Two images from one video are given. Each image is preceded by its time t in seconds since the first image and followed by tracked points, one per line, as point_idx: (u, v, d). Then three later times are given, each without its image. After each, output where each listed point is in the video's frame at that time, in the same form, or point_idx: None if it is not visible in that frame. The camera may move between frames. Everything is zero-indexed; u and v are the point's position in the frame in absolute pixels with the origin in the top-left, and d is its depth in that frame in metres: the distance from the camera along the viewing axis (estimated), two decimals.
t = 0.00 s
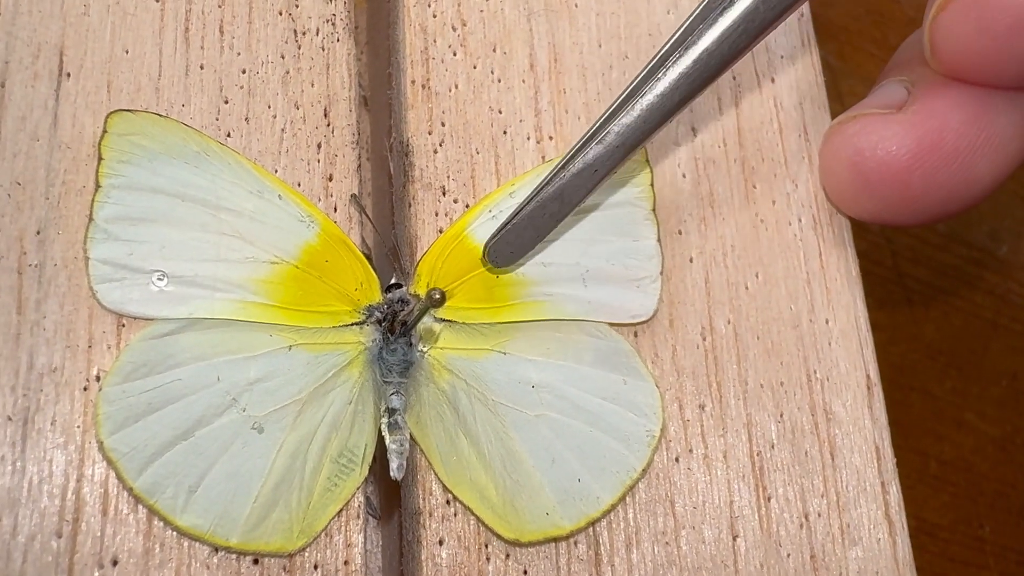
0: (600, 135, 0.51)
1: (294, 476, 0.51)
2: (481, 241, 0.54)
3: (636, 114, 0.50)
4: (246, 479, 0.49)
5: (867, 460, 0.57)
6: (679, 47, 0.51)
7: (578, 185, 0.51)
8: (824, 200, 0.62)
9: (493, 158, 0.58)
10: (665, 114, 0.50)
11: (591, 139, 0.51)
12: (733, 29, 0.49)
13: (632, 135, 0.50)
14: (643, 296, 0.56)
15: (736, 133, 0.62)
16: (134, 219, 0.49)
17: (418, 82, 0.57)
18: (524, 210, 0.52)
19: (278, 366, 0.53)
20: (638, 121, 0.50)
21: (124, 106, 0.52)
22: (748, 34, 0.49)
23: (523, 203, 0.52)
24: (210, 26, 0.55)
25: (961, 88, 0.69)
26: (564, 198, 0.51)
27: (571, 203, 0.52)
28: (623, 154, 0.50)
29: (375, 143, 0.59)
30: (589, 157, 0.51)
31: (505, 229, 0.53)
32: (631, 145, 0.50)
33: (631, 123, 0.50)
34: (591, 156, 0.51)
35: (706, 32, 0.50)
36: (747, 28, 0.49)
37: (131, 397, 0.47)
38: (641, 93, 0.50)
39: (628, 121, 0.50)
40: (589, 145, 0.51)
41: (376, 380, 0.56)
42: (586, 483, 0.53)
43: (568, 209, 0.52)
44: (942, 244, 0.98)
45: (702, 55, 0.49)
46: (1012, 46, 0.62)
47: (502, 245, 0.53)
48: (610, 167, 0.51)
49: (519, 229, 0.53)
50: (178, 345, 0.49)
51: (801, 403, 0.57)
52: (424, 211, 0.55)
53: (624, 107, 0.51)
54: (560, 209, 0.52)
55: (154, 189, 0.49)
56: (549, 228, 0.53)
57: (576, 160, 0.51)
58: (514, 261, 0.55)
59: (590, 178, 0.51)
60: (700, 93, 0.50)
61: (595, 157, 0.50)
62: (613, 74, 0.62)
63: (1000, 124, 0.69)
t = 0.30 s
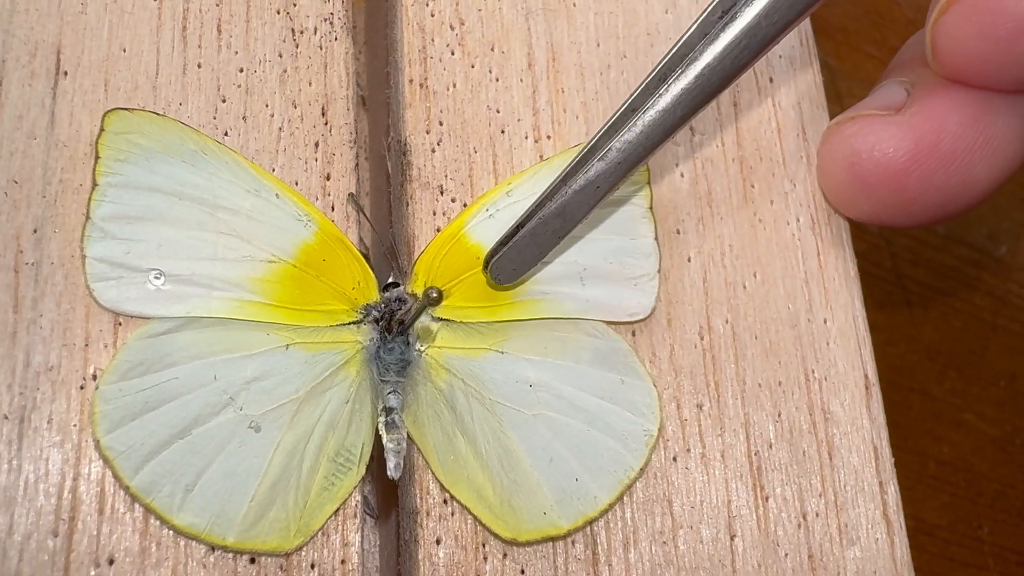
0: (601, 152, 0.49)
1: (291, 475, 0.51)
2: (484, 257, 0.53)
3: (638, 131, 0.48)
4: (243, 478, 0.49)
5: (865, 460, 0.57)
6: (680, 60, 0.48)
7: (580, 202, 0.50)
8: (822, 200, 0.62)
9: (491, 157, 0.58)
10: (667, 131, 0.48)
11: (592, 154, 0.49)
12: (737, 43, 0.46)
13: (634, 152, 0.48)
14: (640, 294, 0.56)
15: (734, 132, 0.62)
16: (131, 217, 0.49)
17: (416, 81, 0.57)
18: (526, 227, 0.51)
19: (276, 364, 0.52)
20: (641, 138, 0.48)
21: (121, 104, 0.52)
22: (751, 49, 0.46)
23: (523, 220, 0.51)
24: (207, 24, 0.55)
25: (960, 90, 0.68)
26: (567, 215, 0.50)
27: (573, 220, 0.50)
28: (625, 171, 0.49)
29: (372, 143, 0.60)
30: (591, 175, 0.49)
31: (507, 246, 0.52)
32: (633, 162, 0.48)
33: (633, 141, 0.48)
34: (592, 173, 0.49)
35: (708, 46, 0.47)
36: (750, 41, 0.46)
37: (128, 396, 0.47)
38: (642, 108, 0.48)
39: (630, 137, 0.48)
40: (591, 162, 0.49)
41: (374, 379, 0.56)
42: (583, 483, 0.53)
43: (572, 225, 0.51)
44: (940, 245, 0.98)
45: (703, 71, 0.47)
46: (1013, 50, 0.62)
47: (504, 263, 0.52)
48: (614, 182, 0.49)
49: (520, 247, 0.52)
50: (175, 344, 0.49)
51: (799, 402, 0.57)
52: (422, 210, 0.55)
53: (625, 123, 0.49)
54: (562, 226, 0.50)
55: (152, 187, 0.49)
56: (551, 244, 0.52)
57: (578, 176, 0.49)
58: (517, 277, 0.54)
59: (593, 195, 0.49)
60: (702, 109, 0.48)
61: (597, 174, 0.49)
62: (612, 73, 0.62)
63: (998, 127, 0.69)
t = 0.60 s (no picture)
0: (604, 174, 0.49)
1: (290, 476, 0.51)
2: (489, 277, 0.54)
3: (641, 152, 0.48)
4: (243, 478, 0.49)
5: (863, 461, 0.57)
6: (682, 80, 0.47)
7: (584, 223, 0.50)
8: (820, 202, 0.62)
9: (490, 158, 0.58)
10: (670, 152, 0.47)
11: (595, 175, 0.49)
12: (737, 64, 0.46)
13: (637, 173, 0.48)
14: (633, 300, 0.56)
15: (733, 134, 0.62)
16: (131, 218, 0.49)
17: (415, 83, 0.58)
18: (530, 248, 0.51)
19: (276, 365, 0.53)
20: (643, 159, 0.48)
21: (121, 106, 0.52)
22: (751, 70, 0.46)
23: (529, 240, 0.51)
24: (207, 26, 0.55)
25: (959, 95, 0.69)
26: (571, 235, 0.50)
27: (578, 240, 0.50)
28: (628, 191, 0.49)
29: (371, 145, 0.60)
30: (595, 196, 0.49)
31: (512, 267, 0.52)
32: (636, 183, 0.48)
33: (636, 162, 0.48)
34: (596, 194, 0.49)
35: (709, 67, 0.46)
36: (750, 62, 0.46)
37: (128, 396, 0.47)
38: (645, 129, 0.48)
39: (633, 159, 0.48)
40: (595, 183, 0.49)
41: (373, 380, 0.56)
42: (583, 484, 0.53)
43: (576, 244, 0.51)
44: (938, 246, 0.98)
45: (703, 92, 0.46)
46: (1013, 56, 0.62)
47: (509, 283, 0.53)
48: (617, 203, 0.49)
49: (524, 268, 0.52)
50: (175, 344, 0.49)
51: (797, 403, 0.57)
52: (422, 211, 0.55)
53: (628, 144, 0.48)
54: (567, 246, 0.51)
55: (152, 188, 0.49)
56: (556, 263, 0.52)
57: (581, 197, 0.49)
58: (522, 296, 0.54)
59: (597, 217, 0.49)
60: (705, 129, 0.47)
61: (601, 196, 0.49)
62: (611, 75, 0.62)
63: (996, 132, 0.69)
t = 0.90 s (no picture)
0: (626, 105, 0.50)
1: (292, 476, 0.51)
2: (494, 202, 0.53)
3: (665, 84, 0.49)
4: (246, 478, 0.50)
5: (862, 462, 0.57)
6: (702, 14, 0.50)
7: (601, 156, 0.51)
8: (818, 204, 0.63)
9: (491, 161, 0.58)
10: (690, 85, 0.49)
11: (616, 109, 0.50)
12: (740, 21, 0.49)
13: (659, 105, 0.50)
14: (637, 298, 0.56)
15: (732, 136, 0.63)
16: (134, 220, 0.49)
17: (416, 86, 0.58)
18: (545, 179, 0.52)
19: (278, 366, 0.53)
20: (665, 92, 0.50)
21: (124, 109, 0.53)
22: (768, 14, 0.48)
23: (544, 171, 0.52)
24: (210, 29, 0.56)
25: (956, 95, 0.69)
26: (586, 169, 0.51)
27: (593, 174, 0.51)
28: (649, 125, 0.50)
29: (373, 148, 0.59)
30: (615, 128, 0.50)
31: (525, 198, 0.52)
32: (657, 117, 0.50)
33: (659, 95, 0.50)
34: (615, 128, 0.50)
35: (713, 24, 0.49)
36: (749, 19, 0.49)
37: (132, 397, 0.48)
38: (667, 62, 0.50)
39: (654, 92, 0.50)
40: (614, 117, 0.50)
41: (374, 381, 0.57)
42: (583, 484, 0.54)
43: (591, 179, 0.51)
44: (937, 248, 0.99)
45: (728, 26, 0.49)
46: (1012, 51, 0.63)
47: (521, 218, 0.52)
48: (636, 138, 0.50)
49: (540, 200, 0.52)
50: (178, 346, 0.50)
51: (796, 404, 0.58)
52: (423, 213, 0.56)
53: (648, 80, 0.50)
54: (581, 179, 0.51)
55: (155, 191, 0.50)
56: (570, 201, 0.52)
57: (600, 129, 0.51)
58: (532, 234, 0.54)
59: (613, 150, 0.50)
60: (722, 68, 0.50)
61: (620, 129, 0.50)
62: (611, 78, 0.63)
63: (993, 130, 0.70)
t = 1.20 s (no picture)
0: (613, 73, 0.55)
1: (296, 479, 0.51)
2: (478, 152, 0.57)
3: (653, 51, 0.55)
4: (250, 481, 0.50)
5: (862, 465, 0.58)
6: None
7: (589, 119, 0.54)
8: (818, 208, 0.63)
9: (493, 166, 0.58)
10: (677, 52, 0.55)
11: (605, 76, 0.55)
12: None
13: (645, 72, 0.54)
14: (638, 300, 0.56)
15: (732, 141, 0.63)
16: (139, 224, 0.49)
17: (419, 90, 0.58)
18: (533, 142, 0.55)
19: (282, 369, 0.53)
20: (653, 59, 0.54)
21: (129, 113, 0.53)
22: None
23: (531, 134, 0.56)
24: (214, 34, 0.56)
25: (954, 98, 0.70)
26: (573, 131, 0.54)
27: (579, 136, 0.55)
28: (635, 90, 0.55)
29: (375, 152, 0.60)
30: (601, 93, 0.54)
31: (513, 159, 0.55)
32: (643, 82, 0.55)
33: (648, 59, 0.55)
34: (602, 92, 0.55)
35: None
36: None
37: (137, 400, 0.48)
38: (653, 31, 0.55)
39: (641, 59, 0.55)
40: (603, 82, 0.55)
41: (378, 384, 0.56)
42: (584, 486, 0.54)
43: (577, 141, 0.55)
44: (936, 252, 0.99)
45: None
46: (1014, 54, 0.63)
47: (510, 178, 0.54)
48: (622, 102, 0.55)
49: (526, 160, 0.54)
50: (182, 349, 0.50)
51: (796, 408, 0.58)
52: (426, 217, 0.56)
53: (634, 47, 0.55)
54: (568, 142, 0.55)
55: (160, 195, 0.50)
56: (557, 161, 0.55)
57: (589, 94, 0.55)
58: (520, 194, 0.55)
59: (601, 113, 0.54)
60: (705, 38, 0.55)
61: (606, 94, 0.54)
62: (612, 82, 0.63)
63: (991, 134, 0.70)
